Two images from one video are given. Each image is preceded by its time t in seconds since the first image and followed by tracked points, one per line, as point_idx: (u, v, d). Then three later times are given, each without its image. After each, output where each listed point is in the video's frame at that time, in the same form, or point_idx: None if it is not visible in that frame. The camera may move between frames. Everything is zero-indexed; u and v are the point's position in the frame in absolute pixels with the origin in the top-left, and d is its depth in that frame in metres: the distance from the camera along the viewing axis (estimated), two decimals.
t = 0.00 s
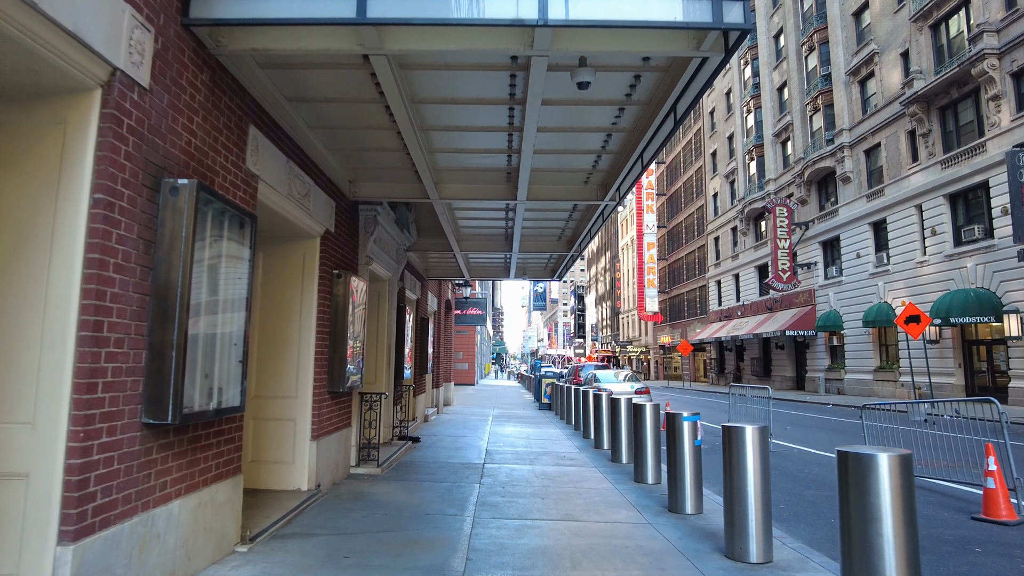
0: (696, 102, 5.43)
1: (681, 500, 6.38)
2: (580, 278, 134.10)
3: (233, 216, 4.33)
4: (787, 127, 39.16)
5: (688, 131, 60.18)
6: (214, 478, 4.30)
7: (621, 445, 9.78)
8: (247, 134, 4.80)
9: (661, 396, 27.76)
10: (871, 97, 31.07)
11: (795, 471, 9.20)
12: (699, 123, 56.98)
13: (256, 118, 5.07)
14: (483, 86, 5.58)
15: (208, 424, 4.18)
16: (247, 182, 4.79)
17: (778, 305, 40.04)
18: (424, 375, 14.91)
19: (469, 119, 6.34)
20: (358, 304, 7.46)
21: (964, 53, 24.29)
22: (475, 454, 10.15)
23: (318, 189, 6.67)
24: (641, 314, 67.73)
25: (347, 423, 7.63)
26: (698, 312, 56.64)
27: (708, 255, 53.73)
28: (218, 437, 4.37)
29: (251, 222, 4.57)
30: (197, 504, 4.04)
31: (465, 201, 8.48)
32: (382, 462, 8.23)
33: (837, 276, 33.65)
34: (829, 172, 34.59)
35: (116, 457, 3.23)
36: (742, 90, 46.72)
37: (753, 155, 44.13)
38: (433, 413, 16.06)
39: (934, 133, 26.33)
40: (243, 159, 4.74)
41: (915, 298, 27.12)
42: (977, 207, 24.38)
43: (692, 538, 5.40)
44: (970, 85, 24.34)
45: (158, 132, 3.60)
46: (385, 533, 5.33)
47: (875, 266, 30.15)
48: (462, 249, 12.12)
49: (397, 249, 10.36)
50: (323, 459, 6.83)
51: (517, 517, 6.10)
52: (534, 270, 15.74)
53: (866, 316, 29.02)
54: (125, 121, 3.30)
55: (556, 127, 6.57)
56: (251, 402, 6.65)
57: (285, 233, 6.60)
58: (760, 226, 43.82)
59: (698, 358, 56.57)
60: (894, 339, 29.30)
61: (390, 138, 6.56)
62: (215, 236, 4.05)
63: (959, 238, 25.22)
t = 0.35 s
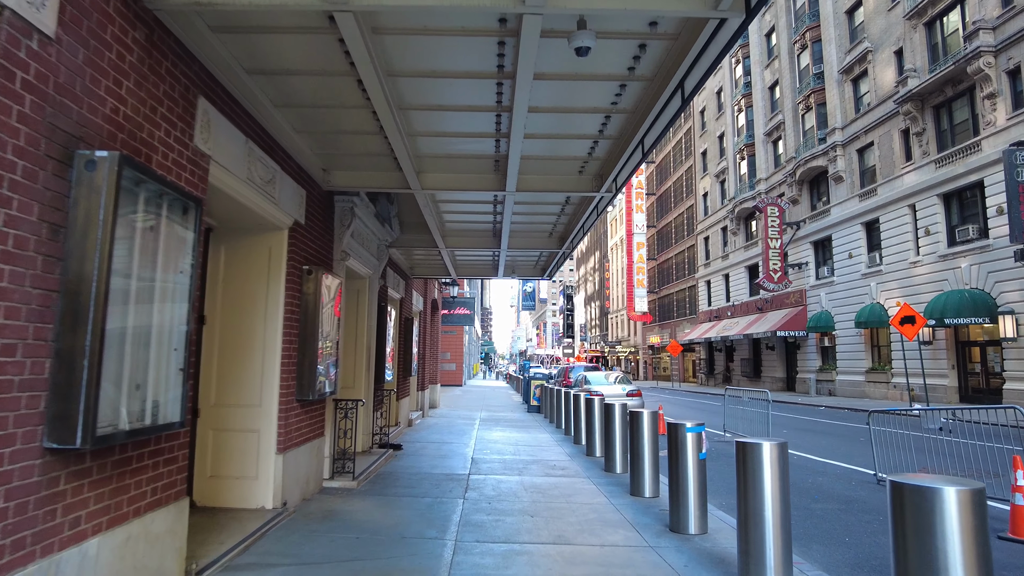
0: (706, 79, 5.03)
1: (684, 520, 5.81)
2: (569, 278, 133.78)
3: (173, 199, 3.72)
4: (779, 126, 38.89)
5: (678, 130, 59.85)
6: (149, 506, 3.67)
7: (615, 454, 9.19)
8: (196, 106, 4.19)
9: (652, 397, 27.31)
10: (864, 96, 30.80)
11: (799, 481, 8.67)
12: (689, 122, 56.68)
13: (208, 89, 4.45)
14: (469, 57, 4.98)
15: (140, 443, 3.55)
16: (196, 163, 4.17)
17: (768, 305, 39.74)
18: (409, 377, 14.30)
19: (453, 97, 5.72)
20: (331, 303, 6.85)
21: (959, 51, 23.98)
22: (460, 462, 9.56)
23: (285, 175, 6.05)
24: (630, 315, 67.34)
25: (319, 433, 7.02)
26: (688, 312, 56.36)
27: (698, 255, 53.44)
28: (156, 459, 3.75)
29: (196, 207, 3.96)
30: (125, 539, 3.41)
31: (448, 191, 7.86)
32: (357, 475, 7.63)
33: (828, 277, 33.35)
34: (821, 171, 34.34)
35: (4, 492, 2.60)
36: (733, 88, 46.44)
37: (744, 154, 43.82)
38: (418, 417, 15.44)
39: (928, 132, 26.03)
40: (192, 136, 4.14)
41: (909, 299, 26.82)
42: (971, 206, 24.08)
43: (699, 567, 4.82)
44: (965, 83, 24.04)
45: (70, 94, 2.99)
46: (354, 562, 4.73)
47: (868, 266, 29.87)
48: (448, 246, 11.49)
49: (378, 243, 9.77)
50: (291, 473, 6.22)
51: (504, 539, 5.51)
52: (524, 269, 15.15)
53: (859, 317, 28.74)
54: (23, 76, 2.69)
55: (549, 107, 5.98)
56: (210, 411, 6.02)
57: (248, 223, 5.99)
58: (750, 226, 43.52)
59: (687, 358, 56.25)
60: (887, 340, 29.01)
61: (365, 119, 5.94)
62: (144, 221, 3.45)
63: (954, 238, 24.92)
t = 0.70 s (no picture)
0: (713, 35, 4.49)
1: (682, 533, 5.27)
2: (553, 276, 133.43)
3: (86, 160, 3.12)
4: (764, 124, 38.73)
5: (663, 128, 59.62)
6: (54, 530, 3.07)
7: (605, 456, 8.58)
8: (124, 56, 3.58)
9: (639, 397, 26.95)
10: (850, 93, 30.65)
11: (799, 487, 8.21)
12: (674, 120, 56.48)
13: (141, 40, 3.84)
14: (444, 10, 4.40)
15: (41, 453, 2.95)
16: (123, 122, 3.54)
17: (753, 304, 39.53)
18: (388, 376, 13.69)
19: (429, 60, 5.12)
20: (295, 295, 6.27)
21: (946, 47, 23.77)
22: (439, 467, 8.98)
23: (242, 149, 5.43)
24: (615, 314, 67.07)
25: (281, 437, 6.40)
26: (672, 310, 56.15)
27: (683, 253, 53.24)
28: (68, 471, 3.15)
29: (118, 171, 3.35)
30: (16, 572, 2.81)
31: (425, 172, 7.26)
32: (325, 482, 7.03)
33: (814, 275, 33.20)
34: (807, 168, 34.19)
35: None
36: (718, 86, 46.25)
37: (729, 152, 43.60)
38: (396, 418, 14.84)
39: (915, 129, 25.83)
40: (120, 89, 3.53)
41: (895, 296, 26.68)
42: (958, 204, 23.92)
43: None
44: (952, 80, 23.81)
45: None
46: None
47: (854, 264, 29.73)
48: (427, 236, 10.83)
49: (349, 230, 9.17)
50: (250, 481, 5.59)
51: (485, 556, 4.95)
52: (508, 262, 14.57)
53: (846, 315, 28.58)
54: None
55: (535, 71, 5.38)
56: (158, 413, 5.38)
57: (200, 203, 5.37)
58: (735, 224, 43.34)
59: (672, 357, 56.02)
60: (873, 339, 28.86)
61: (329, 87, 5.30)
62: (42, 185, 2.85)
63: (940, 236, 24.76)
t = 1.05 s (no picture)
0: None
1: (701, 547, 4.73)
2: (548, 276, 132.97)
3: None
4: (762, 121, 38.35)
5: (658, 126, 59.17)
6: None
7: (607, 460, 8.01)
8: None
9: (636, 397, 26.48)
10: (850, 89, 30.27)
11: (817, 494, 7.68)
12: (670, 119, 56.11)
13: None
14: None
15: None
16: (50, 68, 2.99)
17: (750, 303, 39.12)
18: (378, 376, 13.14)
19: (416, 14, 4.50)
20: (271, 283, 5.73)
21: (949, 41, 23.38)
22: (432, 471, 8.42)
23: (210, 118, 4.86)
24: (610, 314, 66.61)
25: (256, 439, 5.85)
26: (667, 310, 55.76)
27: (679, 253, 52.84)
28: None
29: (35, 123, 2.82)
30: None
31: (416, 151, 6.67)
32: (307, 489, 6.47)
33: (813, 273, 32.80)
34: (805, 166, 33.82)
35: None
36: (715, 84, 45.86)
37: (726, 150, 43.17)
38: (387, 418, 14.29)
39: (916, 125, 25.42)
40: (48, 29, 2.99)
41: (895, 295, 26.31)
42: (961, 201, 23.55)
43: None
44: (955, 75, 23.42)
45: None
46: None
47: (854, 263, 29.37)
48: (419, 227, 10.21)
49: (334, 218, 8.62)
50: (220, 488, 5.03)
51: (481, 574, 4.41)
52: (504, 257, 14.00)
53: (845, 314, 28.20)
54: None
55: (538, 29, 4.74)
56: (116, 414, 4.78)
57: (162, 178, 4.80)
58: (732, 223, 42.92)
59: (667, 357, 55.60)
60: (874, 338, 28.47)
61: (306, 47, 4.72)
62: None
63: (942, 234, 24.38)
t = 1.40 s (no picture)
0: None
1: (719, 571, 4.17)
2: (539, 276, 132.44)
3: None
4: (757, 119, 37.98)
5: (652, 125, 58.74)
6: None
7: (607, 471, 7.42)
8: None
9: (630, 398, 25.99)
10: (847, 87, 29.90)
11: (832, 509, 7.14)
12: (663, 117, 55.69)
13: None
14: None
15: None
16: None
17: (744, 303, 38.74)
18: (363, 377, 12.53)
19: None
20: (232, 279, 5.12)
21: (949, 37, 22.98)
22: (418, 482, 7.81)
23: (159, 88, 4.25)
24: (602, 313, 66.16)
25: (218, 452, 5.24)
26: (660, 310, 55.36)
27: (671, 252, 52.42)
28: None
29: None
30: None
31: (399, 133, 6.05)
32: (277, 506, 5.87)
33: (808, 273, 32.41)
34: (801, 164, 33.46)
35: None
36: (709, 81, 45.45)
37: (720, 149, 42.75)
38: (372, 421, 13.70)
39: (915, 123, 25.02)
40: None
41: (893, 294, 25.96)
42: (960, 199, 23.19)
43: None
44: (955, 71, 23.03)
45: None
46: None
47: (850, 262, 29.04)
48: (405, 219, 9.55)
49: (311, 208, 8.00)
50: (171, 510, 4.43)
51: None
52: (495, 254, 13.39)
53: (841, 314, 27.85)
54: None
55: None
56: (49, 427, 4.15)
57: (102, 154, 4.17)
58: (726, 222, 42.52)
59: (659, 357, 55.19)
60: (871, 339, 28.13)
61: (269, 3, 4.09)
62: None
63: (941, 232, 24.02)
